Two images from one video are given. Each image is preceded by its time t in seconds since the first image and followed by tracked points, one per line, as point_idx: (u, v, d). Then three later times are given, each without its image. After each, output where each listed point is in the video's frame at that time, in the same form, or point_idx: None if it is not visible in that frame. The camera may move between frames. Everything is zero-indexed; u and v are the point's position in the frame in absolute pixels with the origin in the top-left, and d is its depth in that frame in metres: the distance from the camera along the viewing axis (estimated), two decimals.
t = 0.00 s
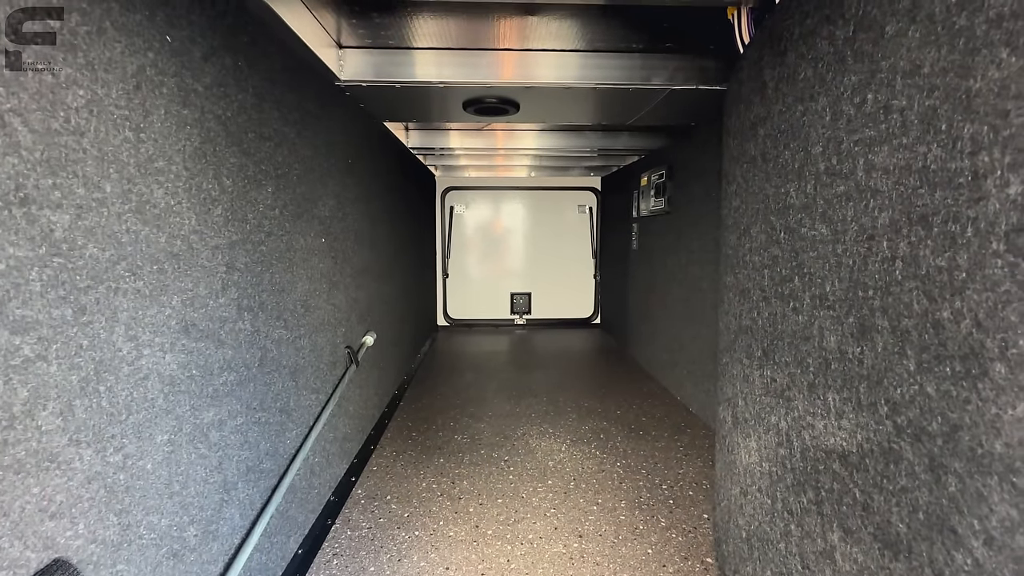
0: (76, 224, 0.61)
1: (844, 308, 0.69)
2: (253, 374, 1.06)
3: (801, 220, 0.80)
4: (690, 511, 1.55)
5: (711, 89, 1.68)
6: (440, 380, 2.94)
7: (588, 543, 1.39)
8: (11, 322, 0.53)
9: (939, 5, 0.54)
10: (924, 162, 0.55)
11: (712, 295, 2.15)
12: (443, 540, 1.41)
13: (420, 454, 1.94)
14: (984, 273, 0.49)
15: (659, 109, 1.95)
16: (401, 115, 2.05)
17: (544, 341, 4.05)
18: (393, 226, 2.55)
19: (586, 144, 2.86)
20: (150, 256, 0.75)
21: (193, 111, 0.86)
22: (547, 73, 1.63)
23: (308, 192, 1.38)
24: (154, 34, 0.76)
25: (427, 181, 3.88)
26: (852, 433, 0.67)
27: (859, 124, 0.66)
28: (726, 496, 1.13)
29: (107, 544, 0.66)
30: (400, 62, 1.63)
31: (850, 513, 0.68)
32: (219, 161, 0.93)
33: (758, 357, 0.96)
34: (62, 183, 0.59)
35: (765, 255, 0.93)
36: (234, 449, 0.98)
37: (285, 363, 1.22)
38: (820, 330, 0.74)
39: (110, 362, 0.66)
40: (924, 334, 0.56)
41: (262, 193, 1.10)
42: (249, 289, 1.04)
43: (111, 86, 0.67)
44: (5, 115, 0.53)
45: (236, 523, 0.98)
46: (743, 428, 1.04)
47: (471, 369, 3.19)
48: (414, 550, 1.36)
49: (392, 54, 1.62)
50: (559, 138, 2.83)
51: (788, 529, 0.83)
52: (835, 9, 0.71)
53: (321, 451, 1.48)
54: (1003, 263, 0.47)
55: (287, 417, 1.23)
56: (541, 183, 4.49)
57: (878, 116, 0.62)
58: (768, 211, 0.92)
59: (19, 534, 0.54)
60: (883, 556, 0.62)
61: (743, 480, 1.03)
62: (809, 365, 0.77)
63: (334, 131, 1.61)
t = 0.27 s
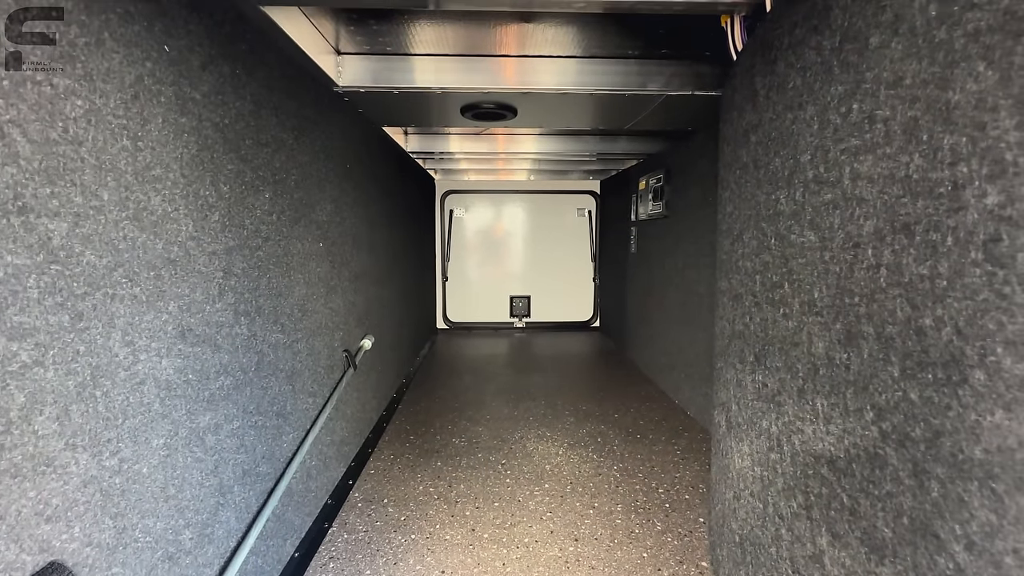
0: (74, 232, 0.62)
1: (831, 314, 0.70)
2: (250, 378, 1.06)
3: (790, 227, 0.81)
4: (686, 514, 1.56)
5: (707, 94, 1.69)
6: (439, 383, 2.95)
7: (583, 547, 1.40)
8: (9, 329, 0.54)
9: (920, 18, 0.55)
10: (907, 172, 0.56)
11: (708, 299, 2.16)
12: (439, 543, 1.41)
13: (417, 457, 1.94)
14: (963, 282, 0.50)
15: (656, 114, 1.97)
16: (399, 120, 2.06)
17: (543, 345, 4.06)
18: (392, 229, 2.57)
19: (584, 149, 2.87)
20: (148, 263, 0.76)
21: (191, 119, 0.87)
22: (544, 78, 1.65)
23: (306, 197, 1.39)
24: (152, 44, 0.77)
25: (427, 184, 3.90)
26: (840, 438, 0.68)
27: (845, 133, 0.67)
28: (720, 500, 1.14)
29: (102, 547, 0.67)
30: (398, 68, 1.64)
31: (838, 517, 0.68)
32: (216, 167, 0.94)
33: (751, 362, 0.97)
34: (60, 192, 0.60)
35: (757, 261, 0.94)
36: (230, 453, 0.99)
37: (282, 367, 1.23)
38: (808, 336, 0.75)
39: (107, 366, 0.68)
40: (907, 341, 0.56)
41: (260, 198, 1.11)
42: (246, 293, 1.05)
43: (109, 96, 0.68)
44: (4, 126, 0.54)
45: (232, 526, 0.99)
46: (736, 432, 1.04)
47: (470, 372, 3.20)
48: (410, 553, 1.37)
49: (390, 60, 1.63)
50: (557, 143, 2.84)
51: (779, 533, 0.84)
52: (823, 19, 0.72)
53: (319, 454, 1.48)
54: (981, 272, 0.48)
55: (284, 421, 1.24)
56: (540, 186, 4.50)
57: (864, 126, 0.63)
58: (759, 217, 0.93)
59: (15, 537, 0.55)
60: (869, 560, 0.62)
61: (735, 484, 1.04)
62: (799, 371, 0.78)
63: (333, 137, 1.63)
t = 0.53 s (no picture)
0: (81, 231, 0.64)
1: (821, 312, 0.71)
2: (251, 377, 1.08)
3: (782, 227, 0.82)
4: (684, 514, 1.56)
5: (704, 98, 1.71)
6: (440, 385, 2.97)
7: (581, 546, 1.40)
8: (18, 324, 0.56)
9: (903, 23, 0.56)
10: (891, 173, 0.58)
11: (706, 300, 2.17)
12: (438, 542, 1.42)
13: (417, 458, 1.96)
14: (944, 279, 0.51)
15: (654, 117, 1.98)
16: (400, 124, 2.09)
17: (544, 347, 4.07)
18: (392, 232, 2.59)
19: (583, 152, 2.89)
20: (152, 262, 0.78)
21: (195, 122, 0.89)
22: (543, 82, 1.67)
23: (308, 199, 1.41)
24: (158, 48, 0.79)
25: (428, 187, 3.92)
26: (829, 434, 0.69)
27: (833, 136, 0.69)
28: (716, 498, 1.15)
29: (107, 539, 0.68)
30: (398, 72, 1.67)
31: (828, 512, 0.69)
32: (220, 169, 0.96)
33: (745, 360, 0.98)
34: (68, 192, 0.62)
35: (751, 261, 0.95)
36: (232, 451, 1.00)
37: (283, 366, 1.24)
38: (799, 334, 0.77)
39: (112, 363, 0.69)
40: (893, 337, 0.58)
41: (262, 200, 1.13)
42: (248, 293, 1.07)
43: (115, 100, 0.70)
44: (15, 129, 0.56)
45: (233, 523, 1.00)
46: (731, 431, 1.05)
47: (470, 374, 3.21)
48: (409, 552, 1.38)
49: (391, 64, 1.66)
50: (557, 146, 2.86)
51: (772, 529, 0.85)
52: (812, 24, 0.74)
53: (319, 453, 1.50)
54: (961, 269, 0.49)
55: (285, 420, 1.25)
56: (541, 189, 4.52)
57: (850, 128, 0.65)
58: (752, 218, 0.95)
59: (23, 528, 0.56)
60: (857, 553, 0.64)
61: (731, 482, 1.05)
62: (790, 369, 0.79)
63: (334, 139, 1.65)
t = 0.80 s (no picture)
0: (95, 227, 0.67)
1: (812, 308, 0.73)
2: (256, 373, 1.10)
3: (775, 226, 0.84)
4: (684, 513, 1.57)
5: (702, 101, 1.73)
6: (441, 386, 2.98)
7: (581, 544, 1.42)
8: (35, 316, 0.58)
9: (887, 26, 0.59)
10: (877, 170, 0.60)
11: (706, 302, 2.19)
12: (439, 539, 1.43)
13: (418, 458, 1.97)
14: (927, 272, 0.53)
15: (653, 120, 2.01)
16: (402, 127, 2.11)
17: (545, 349, 4.09)
18: (395, 234, 2.61)
19: (584, 155, 2.92)
20: (161, 259, 0.80)
21: (203, 123, 0.91)
22: (543, 87, 1.69)
23: (312, 201, 1.44)
24: (169, 53, 0.81)
25: (430, 191, 3.95)
26: (821, 427, 0.71)
27: (823, 136, 0.71)
28: (714, 496, 1.16)
29: (116, 528, 0.70)
30: (401, 76, 1.69)
31: (820, 503, 0.71)
32: (226, 170, 0.99)
33: (740, 358, 1.00)
34: (83, 190, 0.65)
35: (746, 260, 0.97)
36: (236, 446, 1.02)
37: (287, 364, 1.26)
38: (792, 330, 0.78)
39: (122, 356, 0.71)
40: (880, 330, 0.59)
41: (268, 200, 1.16)
42: (254, 291, 1.09)
43: (128, 101, 0.73)
44: (34, 128, 0.58)
45: (238, 517, 1.02)
46: (728, 428, 1.07)
47: (472, 376, 3.23)
48: (410, 549, 1.39)
49: (394, 68, 1.68)
50: (558, 149, 2.89)
51: (767, 523, 0.86)
52: (802, 28, 0.76)
53: (321, 451, 1.52)
54: (943, 262, 0.51)
55: (289, 417, 1.27)
56: (542, 193, 4.55)
57: (839, 128, 0.67)
58: (747, 218, 0.97)
59: (37, 514, 0.58)
60: (848, 542, 0.65)
61: (728, 479, 1.06)
62: (783, 364, 0.81)
63: (337, 142, 1.67)
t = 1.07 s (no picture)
0: (99, 219, 0.66)
1: (828, 302, 0.71)
2: (260, 371, 1.09)
3: (788, 220, 0.83)
4: (692, 516, 1.55)
5: (708, 100, 1.72)
6: (445, 388, 2.96)
7: (588, 547, 1.40)
8: (39, 307, 0.57)
9: (906, 13, 0.57)
10: (897, 160, 0.58)
11: (713, 303, 2.17)
12: (444, 542, 1.42)
13: (422, 460, 1.95)
14: (951, 262, 0.51)
15: (659, 120, 2.00)
16: (407, 127, 2.11)
17: (549, 352, 4.07)
18: (399, 235, 2.61)
19: (588, 157, 2.91)
20: (166, 253, 0.79)
21: (209, 118, 0.91)
22: (548, 86, 1.69)
23: (317, 199, 1.43)
24: (175, 46, 0.81)
25: (433, 193, 3.95)
26: (838, 424, 0.69)
27: (838, 127, 0.69)
28: (724, 497, 1.14)
29: (119, 526, 0.69)
30: (406, 76, 1.69)
31: (838, 503, 0.69)
32: (232, 165, 0.98)
33: (752, 356, 0.98)
34: (88, 181, 0.64)
35: (757, 256, 0.96)
36: (240, 444, 1.01)
37: (291, 363, 1.25)
38: (807, 325, 0.77)
39: (126, 350, 0.70)
40: (900, 323, 0.58)
41: (273, 198, 1.15)
42: (259, 288, 1.08)
43: (134, 94, 0.72)
44: (39, 118, 0.57)
45: (241, 517, 1.01)
46: (739, 428, 1.05)
47: (475, 378, 3.21)
48: (415, 551, 1.37)
49: (399, 68, 1.68)
50: (562, 151, 2.88)
51: (782, 524, 0.84)
52: (815, 19, 0.75)
53: (325, 452, 1.50)
54: (968, 251, 0.50)
55: (293, 417, 1.26)
56: (545, 195, 4.55)
57: (855, 118, 0.66)
58: (758, 213, 0.95)
59: (38, 510, 0.57)
60: (868, 543, 0.63)
61: (739, 480, 1.04)
62: (798, 360, 0.79)
63: (342, 142, 1.67)
